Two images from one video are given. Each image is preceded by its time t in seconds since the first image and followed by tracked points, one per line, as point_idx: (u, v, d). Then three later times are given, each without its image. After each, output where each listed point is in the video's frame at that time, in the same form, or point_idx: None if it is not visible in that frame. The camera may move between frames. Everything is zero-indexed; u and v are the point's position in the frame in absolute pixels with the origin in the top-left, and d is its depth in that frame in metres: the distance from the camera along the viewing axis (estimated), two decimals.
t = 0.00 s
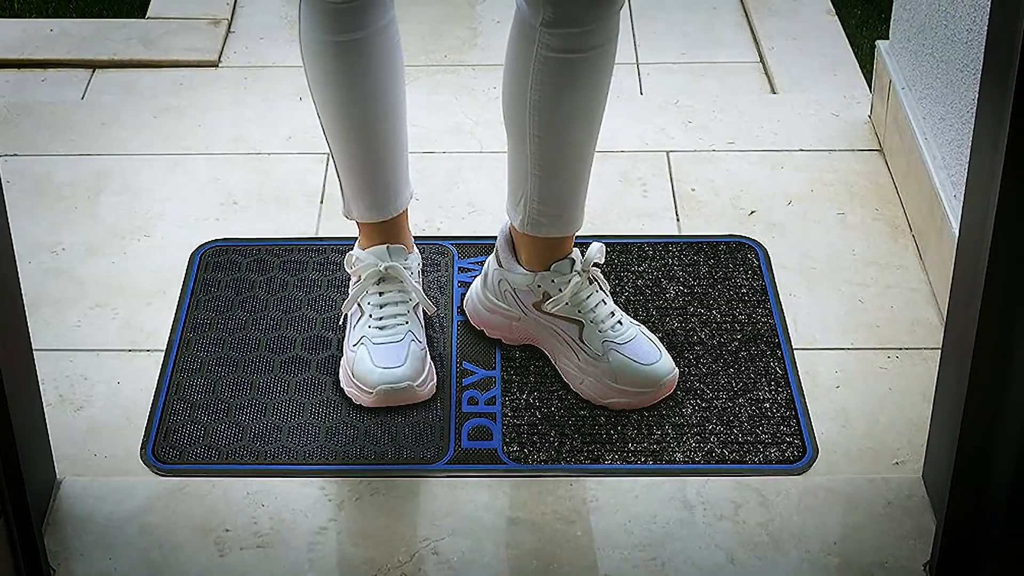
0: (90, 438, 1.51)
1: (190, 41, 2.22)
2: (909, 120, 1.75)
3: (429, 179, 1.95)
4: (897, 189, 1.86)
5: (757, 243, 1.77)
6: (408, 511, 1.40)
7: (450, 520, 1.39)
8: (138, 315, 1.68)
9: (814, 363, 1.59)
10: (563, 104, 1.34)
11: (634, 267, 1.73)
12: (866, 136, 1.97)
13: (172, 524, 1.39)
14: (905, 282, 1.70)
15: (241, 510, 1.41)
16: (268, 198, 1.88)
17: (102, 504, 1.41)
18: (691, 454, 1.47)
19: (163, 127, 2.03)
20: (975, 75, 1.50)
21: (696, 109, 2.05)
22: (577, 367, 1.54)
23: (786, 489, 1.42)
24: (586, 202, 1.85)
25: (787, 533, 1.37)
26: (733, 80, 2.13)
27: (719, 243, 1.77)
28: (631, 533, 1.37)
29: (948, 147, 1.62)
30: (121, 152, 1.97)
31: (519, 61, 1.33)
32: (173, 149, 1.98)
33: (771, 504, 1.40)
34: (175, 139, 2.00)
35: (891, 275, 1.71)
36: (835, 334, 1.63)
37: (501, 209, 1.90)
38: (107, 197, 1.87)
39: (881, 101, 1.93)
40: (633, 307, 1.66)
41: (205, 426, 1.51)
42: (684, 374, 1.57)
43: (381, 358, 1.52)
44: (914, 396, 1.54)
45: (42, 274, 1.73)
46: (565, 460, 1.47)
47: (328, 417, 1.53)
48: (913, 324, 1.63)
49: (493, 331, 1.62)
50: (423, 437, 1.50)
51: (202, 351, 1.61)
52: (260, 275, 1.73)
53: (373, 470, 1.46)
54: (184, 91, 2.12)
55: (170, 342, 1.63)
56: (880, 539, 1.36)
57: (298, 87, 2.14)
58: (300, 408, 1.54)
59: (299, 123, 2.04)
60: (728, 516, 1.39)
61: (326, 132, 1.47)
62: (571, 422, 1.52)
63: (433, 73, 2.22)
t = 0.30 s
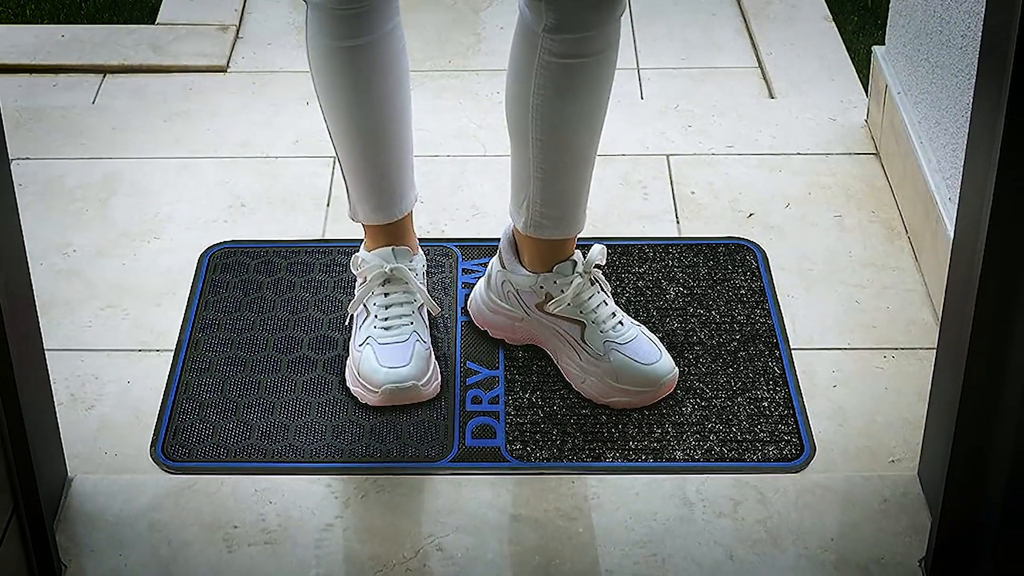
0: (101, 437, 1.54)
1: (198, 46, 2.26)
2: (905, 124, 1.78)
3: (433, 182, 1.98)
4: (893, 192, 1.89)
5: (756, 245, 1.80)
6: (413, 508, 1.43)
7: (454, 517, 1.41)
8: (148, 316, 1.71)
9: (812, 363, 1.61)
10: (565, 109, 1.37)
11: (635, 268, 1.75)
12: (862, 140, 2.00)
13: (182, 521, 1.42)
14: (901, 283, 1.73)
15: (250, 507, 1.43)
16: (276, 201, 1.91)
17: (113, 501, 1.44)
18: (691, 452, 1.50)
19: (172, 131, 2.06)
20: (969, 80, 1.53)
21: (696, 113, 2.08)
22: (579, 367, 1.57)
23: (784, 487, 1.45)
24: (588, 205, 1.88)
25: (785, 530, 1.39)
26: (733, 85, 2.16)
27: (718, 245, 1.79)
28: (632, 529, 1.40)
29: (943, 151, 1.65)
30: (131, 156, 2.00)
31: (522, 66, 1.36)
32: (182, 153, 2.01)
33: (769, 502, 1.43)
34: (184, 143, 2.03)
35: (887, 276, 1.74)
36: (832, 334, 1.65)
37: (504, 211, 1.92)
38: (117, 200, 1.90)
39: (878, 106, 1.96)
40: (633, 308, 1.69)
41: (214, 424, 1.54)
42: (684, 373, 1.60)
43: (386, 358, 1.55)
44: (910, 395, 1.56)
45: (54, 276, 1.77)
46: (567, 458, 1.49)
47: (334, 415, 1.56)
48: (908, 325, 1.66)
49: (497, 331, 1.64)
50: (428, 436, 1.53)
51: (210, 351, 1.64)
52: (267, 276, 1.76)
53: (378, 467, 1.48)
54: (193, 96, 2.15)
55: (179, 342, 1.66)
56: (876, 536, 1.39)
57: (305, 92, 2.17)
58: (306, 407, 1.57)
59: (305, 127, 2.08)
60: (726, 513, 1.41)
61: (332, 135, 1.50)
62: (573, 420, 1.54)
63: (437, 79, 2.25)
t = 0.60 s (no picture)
0: (111, 435, 1.57)
1: (207, 52, 2.30)
2: (900, 128, 1.81)
3: (438, 185, 2.02)
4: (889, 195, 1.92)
5: (754, 247, 1.83)
6: (418, 505, 1.46)
7: (458, 514, 1.44)
8: (157, 317, 1.74)
9: (810, 363, 1.64)
10: (567, 113, 1.40)
11: (636, 270, 1.78)
12: (859, 144, 2.04)
13: (191, 518, 1.45)
14: (897, 284, 1.76)
15: (258, 504, 1.46)
16: (283, 204, 1.95)
17: (124, 499, 1.47)
18: (690, 450, 1.52)
19: (181, 135, 2.09)
20: (964, 84, 1.55)
21: (696, 118, 2.12)
22: (581, 366, 1.60)
23: (782, 484, 1.47)
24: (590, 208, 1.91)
25: (783, 526, 1.42)
26: (732, 90, 2.19)
27: (717, 247, 1.82)
28: (633, 526, 1.42)
29: (938, 155, 1.68)
30: (141, 159, 2.03)
31: (525, 71, 1.39)
32: (191, 156, 2.04)
33: (767, 499, 1.45)
34: (193, 147, 2.06)
35: (884, 278, 1.77)
36: (830, 334, 1.68)
37: (507, 214, 1.95)
38: (127, 203, 1.94)
39: (874, 110, 1.99)
40: (634, 308, 1.72)
41: (222, 423, 1.57)
42: (684, 373, 1.63)
43: (391, 358, 1.58)
44: (905, 394, 1.59)
45: (66, 277, 1.80)
46: (569, 456, 1.52)
47: (340, 414, 1.58)
48: (904, 325, 1.69)
49: (500, 331, 1.67)
50: (433, 434, 1.56)
51: (219, 351, 1.67)
52: (275, 277, 1.79)
53: (384, 465, 1.51)
54: (201, 101, 2.18)
55: (188, 342, 1.69)
56: (873, 532, 1.41)
57: (312, 97, 2.20)
58: (313, 406, 1.60)
59: (311, 132, 2.11)
60: (725, 510, 1.44)
61: (338, 139, 1.53)
62: (574, 419, 1.57)
63: (441, 83, 2.28)
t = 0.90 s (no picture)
0: (122, 434, 1.60)
1: (216, 58, 2.33)
2: (897, 132, 1.84)
3: (442, 188, 2.05)
4: (885, 198, 1.95)
5: (753, 249, 1.86)
6: (423, 502, 1.49)
7: (462, 511, 1.47)
8: (167, 317, 1.77)
9: (808, 363, 1.67)
10: (569, 117, 1.43)
11: (637, 271, 1.82)
12: (856, 148, 2.07)
13: (200, 515, 1.48)
14: (893, 285, 1.79)
15: (266, 501, 1.49)
16: (291, 207, 1.98)
17: (134, 496, 1.50)
18: (690, 448, 1.55)
19: (190, 139, 2.13)
20: (959, 90, 1.58)
21: (696, 122, 2.15)
22: (583, 366, 1.63)
23: (780, 482, 1.50)
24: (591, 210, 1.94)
25: (781, 523, 1.45)
26: (730, 95, 2.23)
27: (716, 249, 1.86)
28: (633, 522, 1.45)
29: (933, 158, 1.71)
30: (151, 163, 2.07)
31: (528, 77, 1.42)
32: (200, 160, 2.08)
33: (765, 496, 1.48)
34: (202, 151, 2.10)
35: (880, 279, 1.80)
36: (827, 335, 1.71)
37: (510, 216, 1.99)
38: (137, 206, 1.97)
39: (870, 114, 2.02)
40: (635, 309, 1.75)
41: (231, 421, 1.60)
42: (684, 372, 1.66)
43: (396, 358, 1.61)
44: (901, 393, 1.62)
45: (78, 278, 1.83)
46: (572, 453, 1.55)
47: (347, 413, 1.62)
48: (900, 325, 1.72)
49: (503, 332, 1.71)
50: (437, 433, 1.59)
51: (228, 351, 1.70)
52: (283, 279, 1.82)
53: (389, 463, 1.54)
54: (210, 105, 2.22)
55: (197, 343, 1.72)
56: (869, 529, 1.44)
57: (319, 102, 2.24)
58: (320, 405, 1.63)
59: (318, 136, 2.14)
60: (724, 507, 1.47)
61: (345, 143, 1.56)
62: (576, 417, 1.60)
63: (445, 89, 2.32)
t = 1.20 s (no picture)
0: (133, 432, 1.64)
1: (225, 63, 2.37)
2: (892, 137, 1.87)
3: (446, 191, 2.08)
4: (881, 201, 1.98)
5: (751, 251, 1.89)
6: (428, 498, 1.52)
7: (466, 507, 1.50)
8: (178, 318, 1.80)
9: (805, 363, 1.70)
10: (571, 122, 1.46)
11: (637, 273, 1.85)
12: (852, 152, 2.10)
13: (209, 511, 1.51)
14: (889, 287, 1.82)
15: (273, 498, 1.52)
16: (298, 209, 2.02)
17: (145, 493, 1.53)
18: (690, 445, 1.59)
19: (200, 143, 2.16)
20: (953, 94, 1.61)
21: (696, 126, 2.18)
22: (585, 365, 1.66)
23: (778, 479, 1.53)
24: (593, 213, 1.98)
25: (779, 520, 1.48)
26: (729, 99, 2.26)
27: (716, 251, 1.89)
28: (634, 519, 1.48)
29: (928, 162, 1.74)
30: (160, 167, 2.10)
31: (531, 83, 1.45)
32: (209, 164, 2.12)
33: (764, 493, 1.51)
34: (211, 155, 2.14)
35: (877, 281, 1.83)
36: (824, 335, 1.74)
37: (513, 219, 2.02)
38: (148, 209, 2.01)
39: (866, 119, 2.05)
40: (635, 310, 1.78)
41: (240, 420, 1.63)
42: (684, 372, 1.69)
43: (402, 358, 1.64)
44: (897, 392, 1.65)
45: (89, 280, 1.87)
46: (573, 451, 1.58)
47: (353, 411, 1.65)
48: (896, 326, 1.75)
49: (507, 332, 1.74)
50: (442, 431, 1.62)
51: (236, 351, 1.74)
52: (290, 280, 1.86)
53: (395, 461, 1.57)
54: (219, 110, 2.26)
55: (206, 343, 1.75)
56: (864, 525, 1.47)
57: (325, 107, 2.27)
58: (327, 403, 1.66)
59: (324, 140, 2.18)
60: (723, 504, 1.50)
61: (351, 147, 1.59)
62: (578, 416, 1.63)
63: (449, 93, 2.35)
